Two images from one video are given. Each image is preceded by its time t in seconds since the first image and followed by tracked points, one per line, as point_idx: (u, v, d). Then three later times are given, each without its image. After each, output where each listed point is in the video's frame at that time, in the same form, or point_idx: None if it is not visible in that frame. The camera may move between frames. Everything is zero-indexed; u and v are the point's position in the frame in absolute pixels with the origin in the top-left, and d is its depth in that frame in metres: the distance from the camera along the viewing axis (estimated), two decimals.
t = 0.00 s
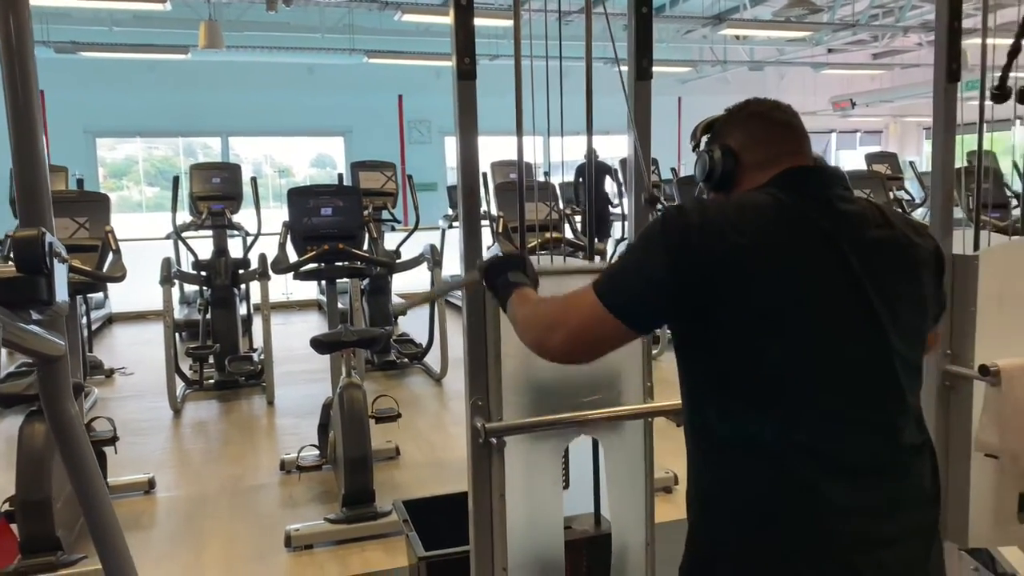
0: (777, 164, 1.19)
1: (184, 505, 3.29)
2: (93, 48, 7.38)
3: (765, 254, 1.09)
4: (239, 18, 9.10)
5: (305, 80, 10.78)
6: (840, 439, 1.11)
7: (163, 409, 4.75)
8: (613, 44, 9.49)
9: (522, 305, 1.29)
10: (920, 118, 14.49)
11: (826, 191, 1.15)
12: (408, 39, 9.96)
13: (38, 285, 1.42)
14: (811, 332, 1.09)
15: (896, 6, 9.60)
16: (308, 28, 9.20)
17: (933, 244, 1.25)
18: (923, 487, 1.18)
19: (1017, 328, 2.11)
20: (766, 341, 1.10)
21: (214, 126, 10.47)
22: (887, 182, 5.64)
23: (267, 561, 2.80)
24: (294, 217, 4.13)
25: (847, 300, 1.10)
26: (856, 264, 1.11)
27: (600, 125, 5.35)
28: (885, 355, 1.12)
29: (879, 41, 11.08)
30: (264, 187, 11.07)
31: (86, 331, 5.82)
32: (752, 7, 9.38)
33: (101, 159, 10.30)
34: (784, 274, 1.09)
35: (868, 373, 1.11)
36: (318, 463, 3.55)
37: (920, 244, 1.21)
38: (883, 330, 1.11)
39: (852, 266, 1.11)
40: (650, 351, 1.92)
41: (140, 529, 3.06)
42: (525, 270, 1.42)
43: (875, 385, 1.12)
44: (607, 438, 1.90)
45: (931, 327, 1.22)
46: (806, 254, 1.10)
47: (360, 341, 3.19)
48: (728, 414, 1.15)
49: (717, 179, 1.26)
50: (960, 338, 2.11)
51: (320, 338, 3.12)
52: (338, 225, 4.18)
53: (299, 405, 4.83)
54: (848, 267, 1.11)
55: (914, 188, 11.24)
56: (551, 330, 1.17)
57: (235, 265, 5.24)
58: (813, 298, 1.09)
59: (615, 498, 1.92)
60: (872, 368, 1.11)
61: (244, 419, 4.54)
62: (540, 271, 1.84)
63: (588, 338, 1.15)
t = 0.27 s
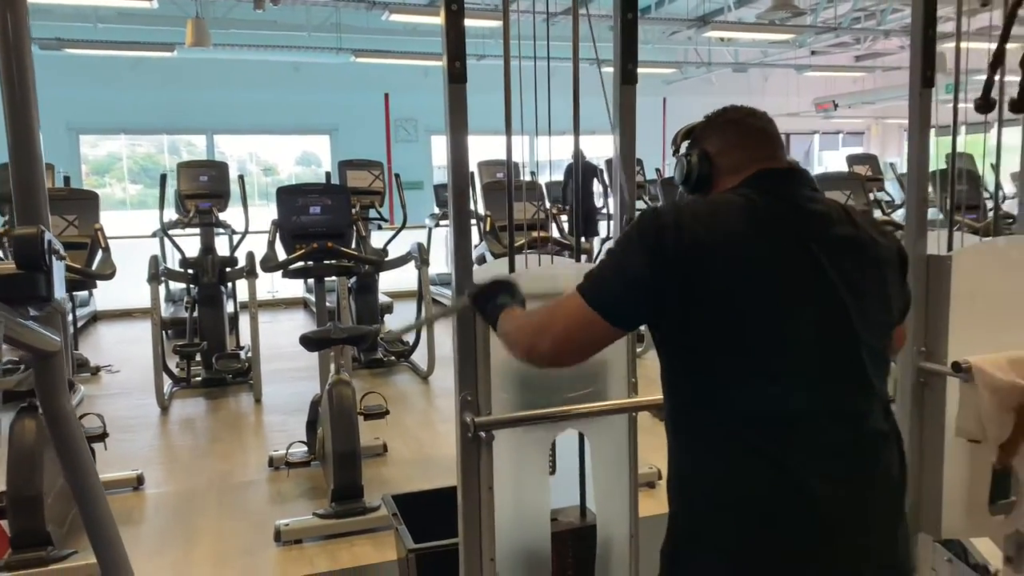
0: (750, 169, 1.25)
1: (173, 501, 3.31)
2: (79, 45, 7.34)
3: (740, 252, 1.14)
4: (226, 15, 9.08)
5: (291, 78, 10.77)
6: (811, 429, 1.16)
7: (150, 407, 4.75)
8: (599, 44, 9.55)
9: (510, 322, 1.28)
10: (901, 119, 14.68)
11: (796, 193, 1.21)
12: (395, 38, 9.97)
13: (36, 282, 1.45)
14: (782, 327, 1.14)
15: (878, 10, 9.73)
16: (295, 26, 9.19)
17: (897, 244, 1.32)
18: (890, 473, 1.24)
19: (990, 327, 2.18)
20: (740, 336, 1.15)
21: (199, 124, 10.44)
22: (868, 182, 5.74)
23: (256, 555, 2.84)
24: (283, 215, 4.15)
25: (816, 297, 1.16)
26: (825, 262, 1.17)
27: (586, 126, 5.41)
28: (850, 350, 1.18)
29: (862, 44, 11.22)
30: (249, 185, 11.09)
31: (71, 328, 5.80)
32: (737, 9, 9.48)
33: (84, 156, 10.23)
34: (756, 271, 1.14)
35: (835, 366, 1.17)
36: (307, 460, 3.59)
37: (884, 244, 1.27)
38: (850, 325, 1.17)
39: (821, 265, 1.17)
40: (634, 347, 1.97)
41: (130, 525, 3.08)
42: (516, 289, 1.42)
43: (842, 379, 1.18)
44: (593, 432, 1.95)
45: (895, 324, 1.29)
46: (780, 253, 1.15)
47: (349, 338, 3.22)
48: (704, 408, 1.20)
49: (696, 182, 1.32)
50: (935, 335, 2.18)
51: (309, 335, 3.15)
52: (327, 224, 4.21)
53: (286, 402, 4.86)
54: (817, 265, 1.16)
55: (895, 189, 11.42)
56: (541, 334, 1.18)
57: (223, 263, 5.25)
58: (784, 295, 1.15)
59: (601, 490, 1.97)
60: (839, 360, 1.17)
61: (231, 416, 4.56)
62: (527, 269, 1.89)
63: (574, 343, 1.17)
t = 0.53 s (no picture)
0: (727, 164, 1.30)
1: (160, 496, 3.33)
2: (59, 40, 7.29)
3: (715, 253, 1.20)
4: (207, 11, 9.03)
5: (273, 74, 10.73)
6: (781, 420, 1.22)
7: (135, 403, 4.75)
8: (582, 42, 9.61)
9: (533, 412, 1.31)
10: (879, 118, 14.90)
11: (768, 196, 1.27)
12: (377, 35, 9.97)
13: (33, 277, 1.47)
14: (754, 324, 1.20)
15: (855, 9, 9.87)
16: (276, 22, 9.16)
17: (864, 240, 1.39)
18: (854, 456, 1.31)
19: (958, 319, 2.26)
20: (715, 332, 1.21)
21: (179, 120, 10.38)
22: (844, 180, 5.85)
23: (245, 548, 2.87)
24: (269, 212, 4.16)
25: (787, 295, 1.22)
26: (795, 261, 1.23)
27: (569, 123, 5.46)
28: (820, 344, 1.24)
29: (840, 43, 11.36)
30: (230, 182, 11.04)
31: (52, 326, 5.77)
32: (717, 7, 9.58)
33: (62, 152, 10.13)
34: (733, 269, 1.20)
35: (805, 360, 1.23)
36: (293, 454, 3.62)
37: (851, 240, 1.34)
38: (818, 321, 1.24)
39: (792, 264, 1.23)
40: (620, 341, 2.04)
41: (117, 519, 3.10)
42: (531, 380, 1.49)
43: (811, 371, 1.24)
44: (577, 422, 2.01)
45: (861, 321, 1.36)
46: (753, 250, 1.21)
47: (335, 334, 3.25)
48: (681, 402, 1.25)
49: (676, 179, 1.36)
50: (906, 327, 2.25)
51: (297, 330, 3.18)
52: (312, 220, 4.23)
53: (271, 398, 4.87)
54: (788, 263, 1.22)
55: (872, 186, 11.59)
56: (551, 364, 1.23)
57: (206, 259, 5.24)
58: (757, 291, 1.20)
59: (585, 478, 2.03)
60: (809, 354, 1.23)
61: (216, 412, 4.57)
62: (514, 264, 1.93)
63: (581, 380, 1.23)
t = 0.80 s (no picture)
0: (710, 161, 1.33)
1: (146, 495, 3.32)
2: (35, 36, 7.19)
3: (702, 253, 1.22)
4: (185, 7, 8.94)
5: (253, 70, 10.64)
6: (767, 416, 1.25)
7: (118, 403, 4.72)
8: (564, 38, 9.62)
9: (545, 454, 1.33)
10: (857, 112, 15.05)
11: (754, 195, 1.30)
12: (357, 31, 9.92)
13: (21, 277, 1.33)
14: (742, 321, 1.23)
15: (834, 5, 9.96)
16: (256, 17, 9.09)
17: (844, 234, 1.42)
18: (837, 447, 1.34)
19: (934, 312, 2.30)
20: (703, 330, 1.23)
21: (158, 116, 10.28)
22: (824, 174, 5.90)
23: (232, 546, 2.87)
24: (252, 210, 4.15)
25: (772, 293, 1.24)
26: (781, 260, 1.26)
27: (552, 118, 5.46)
28: (804, 341, 1.27)
29: (819, 37, 11.46)
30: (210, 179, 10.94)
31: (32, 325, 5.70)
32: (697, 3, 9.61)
33: (38, 149, 10.00)
34: (721, 268, 1.22)
35: (790, 356, 1.26)
36: (279, 452, 3.61)
37: (832, 234, 1.36)
38: (802, 318, 1.26)
39: (777, 263, 1.25)
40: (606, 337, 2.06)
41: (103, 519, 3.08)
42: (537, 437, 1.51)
43: (796, 367, 1.26)
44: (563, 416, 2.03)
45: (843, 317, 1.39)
46: (737, 247, 1.23)
47: (321, 331, 3.25)
48: (670, 399, 1.27)
49: (661, 177, 1.38)
50: (885, 321, 2.28)
51: (282, 328, 3.17)
52: (296, 217, 4.22)
53: (255, 396, 4.86)
54: (772, 261, 1.25)
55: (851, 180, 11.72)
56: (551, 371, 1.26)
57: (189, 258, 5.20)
58: (743, 289, 1.23)
59: (571, 472, 2.05)
60: (794, 351, 1.26)
61: (200, 411, 4.55)
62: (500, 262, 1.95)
63: (578, 386, 1.27)
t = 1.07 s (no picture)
0: (703, 164, 1.34)
1: (127, 502, 3.28)
2: (5, 37, 7.08)
3: (694, 252, 1.23)
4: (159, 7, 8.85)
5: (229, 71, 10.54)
6: (762, 413, 1.26)
7: (96, 409, 4.66)
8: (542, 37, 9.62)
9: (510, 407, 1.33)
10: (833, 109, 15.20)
11: (744, 194, 1.31)
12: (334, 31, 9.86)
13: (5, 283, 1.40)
14: (735, 320, 1.24)
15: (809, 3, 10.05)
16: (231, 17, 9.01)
17: (834, 234, 1.43)
18: (831, 443, 1.35)
19: (915, 309, 2.33)
20: (697, 330, 1.23)
21: (133, 118, 10.16)
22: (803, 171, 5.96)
23: (216, 551, 2.84)
24: (232, 212, 4.11)
25: (764, 292, 1.25)
26: (772, 259, 1.27)
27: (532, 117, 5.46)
28: (796, 339, 1.28)
29: (794, 35, 11.57)
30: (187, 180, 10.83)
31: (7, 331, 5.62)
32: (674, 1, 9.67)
33: (10, 152, 9.84)
34: (713, 268, 1.23)
35: (783, 354, 1.27)
36: (262, 456, 3.59)
37: (822, 234, 1.38)
38: (794, 316, 1.28)
39: (769, 262, 1.26)
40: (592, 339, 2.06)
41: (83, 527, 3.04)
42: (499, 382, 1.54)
43: (788, 365, 1.28)
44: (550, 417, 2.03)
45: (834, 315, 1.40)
46: (730, 246, 1.24)
47: (303, 334, 3.23)
48: (665, 400, 1.27)
49: (653, 176, 1.39)
50: (866, 317, 2.32)
51: (264, 331, 3.15)
52: (276, 219, 4.19)
53: (236, 400, 4.81)
54: (764, 259, 1.26)
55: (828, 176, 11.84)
56: (543, 369, 1.23)
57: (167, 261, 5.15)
58: (735, 288, 1.24)
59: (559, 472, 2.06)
60: (787, 349, 1.27)
61: (180, 416, 4.50)
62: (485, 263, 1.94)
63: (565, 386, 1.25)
